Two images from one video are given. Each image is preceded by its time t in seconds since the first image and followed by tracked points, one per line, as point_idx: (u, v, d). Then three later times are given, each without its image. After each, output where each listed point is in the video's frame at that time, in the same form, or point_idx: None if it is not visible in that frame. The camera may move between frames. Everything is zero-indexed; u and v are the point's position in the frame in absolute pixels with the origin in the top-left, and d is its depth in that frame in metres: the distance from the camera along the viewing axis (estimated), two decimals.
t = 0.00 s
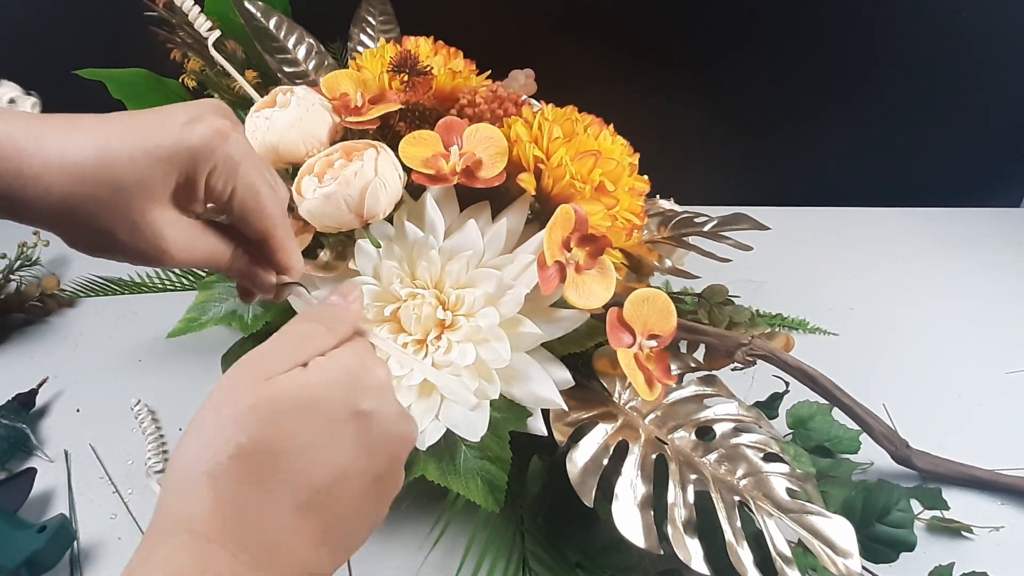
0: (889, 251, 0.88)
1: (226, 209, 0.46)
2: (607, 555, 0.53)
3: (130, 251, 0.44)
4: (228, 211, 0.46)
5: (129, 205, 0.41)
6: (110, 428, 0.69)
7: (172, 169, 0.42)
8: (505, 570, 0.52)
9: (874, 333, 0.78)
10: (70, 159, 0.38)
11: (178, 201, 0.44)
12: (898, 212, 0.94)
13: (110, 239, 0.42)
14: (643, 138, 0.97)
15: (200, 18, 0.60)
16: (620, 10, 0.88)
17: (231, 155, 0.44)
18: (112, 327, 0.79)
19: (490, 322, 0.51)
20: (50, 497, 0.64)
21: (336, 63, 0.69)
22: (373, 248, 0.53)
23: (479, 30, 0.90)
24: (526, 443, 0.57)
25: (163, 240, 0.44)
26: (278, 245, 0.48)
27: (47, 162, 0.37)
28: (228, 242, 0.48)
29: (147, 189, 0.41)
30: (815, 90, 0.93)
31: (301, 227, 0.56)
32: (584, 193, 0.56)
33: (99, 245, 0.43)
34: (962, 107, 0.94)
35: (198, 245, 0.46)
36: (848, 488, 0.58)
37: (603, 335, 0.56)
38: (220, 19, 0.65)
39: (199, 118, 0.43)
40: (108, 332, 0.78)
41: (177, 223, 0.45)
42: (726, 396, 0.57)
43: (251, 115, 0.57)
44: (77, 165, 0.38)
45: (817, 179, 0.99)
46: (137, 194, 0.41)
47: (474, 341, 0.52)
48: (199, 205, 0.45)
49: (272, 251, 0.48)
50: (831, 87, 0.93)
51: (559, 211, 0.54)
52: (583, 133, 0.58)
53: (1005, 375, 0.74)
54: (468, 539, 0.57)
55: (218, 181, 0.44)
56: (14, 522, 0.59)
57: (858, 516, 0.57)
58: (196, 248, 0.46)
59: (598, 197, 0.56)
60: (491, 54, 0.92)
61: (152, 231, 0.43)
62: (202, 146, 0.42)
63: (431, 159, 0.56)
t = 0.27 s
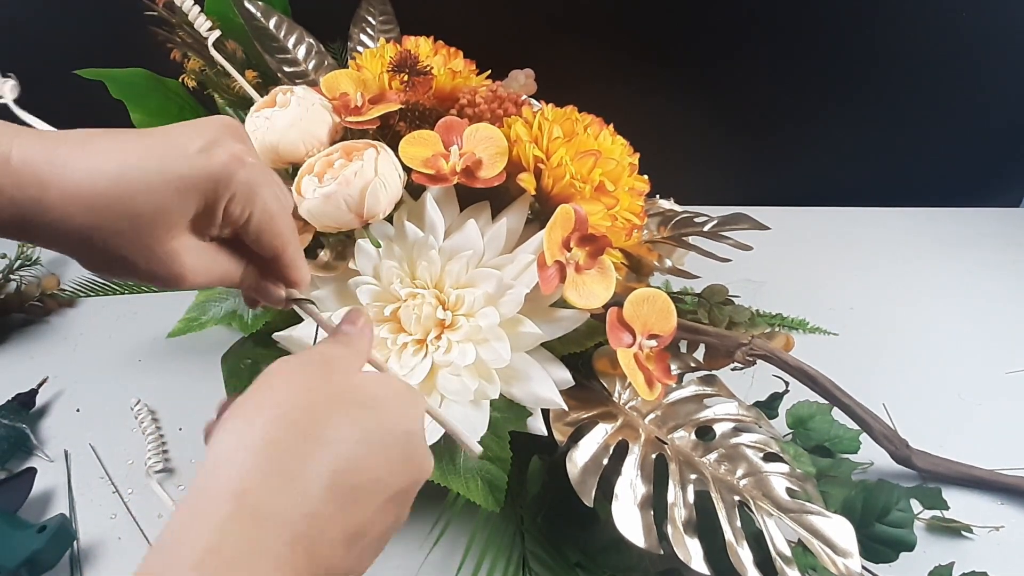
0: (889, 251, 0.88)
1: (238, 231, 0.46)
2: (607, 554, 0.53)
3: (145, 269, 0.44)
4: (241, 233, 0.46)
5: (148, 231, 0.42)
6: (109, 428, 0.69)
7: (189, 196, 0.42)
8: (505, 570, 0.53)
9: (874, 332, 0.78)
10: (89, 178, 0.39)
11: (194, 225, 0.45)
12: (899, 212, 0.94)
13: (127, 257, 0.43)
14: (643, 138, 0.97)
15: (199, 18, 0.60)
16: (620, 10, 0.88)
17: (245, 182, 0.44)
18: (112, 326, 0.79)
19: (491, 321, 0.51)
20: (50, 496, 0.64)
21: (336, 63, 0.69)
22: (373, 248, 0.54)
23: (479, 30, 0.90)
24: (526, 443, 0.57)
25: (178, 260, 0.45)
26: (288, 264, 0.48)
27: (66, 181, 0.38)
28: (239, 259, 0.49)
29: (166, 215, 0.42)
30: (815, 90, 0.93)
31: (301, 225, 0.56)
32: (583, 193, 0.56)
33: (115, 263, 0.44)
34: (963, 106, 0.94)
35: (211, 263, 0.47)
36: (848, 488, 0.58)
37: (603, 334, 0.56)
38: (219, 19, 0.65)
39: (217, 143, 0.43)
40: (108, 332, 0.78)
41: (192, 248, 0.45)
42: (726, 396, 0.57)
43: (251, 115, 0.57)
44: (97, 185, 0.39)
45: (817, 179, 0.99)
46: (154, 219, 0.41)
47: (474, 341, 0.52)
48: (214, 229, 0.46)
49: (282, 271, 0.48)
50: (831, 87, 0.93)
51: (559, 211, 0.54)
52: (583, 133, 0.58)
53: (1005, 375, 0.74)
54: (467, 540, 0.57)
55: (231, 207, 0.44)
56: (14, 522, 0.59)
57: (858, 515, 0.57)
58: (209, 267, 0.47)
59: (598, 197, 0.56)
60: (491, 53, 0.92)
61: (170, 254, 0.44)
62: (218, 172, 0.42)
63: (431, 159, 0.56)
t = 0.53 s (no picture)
0: (890, 251, 0.88)
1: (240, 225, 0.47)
2: (607, 554, 0.53)
3: (151, 260, 0.43)
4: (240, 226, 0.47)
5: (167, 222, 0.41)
6: (109, 428, 0.69)
7: (206, 192, 0.41)
8: (505, 570, 0.53)
9: (874, 332, 0.78)
10: (107, 168, 0.37)
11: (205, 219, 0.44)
12: (899, 212, 0.94)
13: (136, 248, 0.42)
14: (643, 138, 0.97)
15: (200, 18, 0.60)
16: (621, 10, 0.88)
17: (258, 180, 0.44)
18: (112, 326, 0.79)
19: (491, 321, 0.51)
20: (50, 497, 0.64)
21: (336, 63, 0.69)
22: (373, 248, 0.53)
23: (480, 30, 0.90)
24: (525, 443, 0.57)
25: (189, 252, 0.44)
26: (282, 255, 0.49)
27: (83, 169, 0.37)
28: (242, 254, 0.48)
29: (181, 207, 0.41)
30: (816, 91, 0.93)
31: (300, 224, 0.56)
32: (584, 193, 0.56)
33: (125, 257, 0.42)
34: (964, 106, 0.94)
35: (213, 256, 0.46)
36: (848, 488, 0.58)
37: (602, 334, 0.56)
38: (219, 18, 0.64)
39: (234, 140, 0.42)
40: (108, 332, 0.78)
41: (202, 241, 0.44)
42: (726, 396, 0.57)
43: (251, 115, 0.57)
44: (114, 174, 0.38)
45: (817, 179, 0.99)
46: (169, 212, 0.40)
47: (474, 340, 0.52)
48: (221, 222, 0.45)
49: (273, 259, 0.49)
50: (831, 88, 0.93)
51: (559, 211, 0.54)
52: (583, 132, 0.58)
53: (1005, 375, 0.74)
54: (467, 540, 0.57)
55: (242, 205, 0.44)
56: (14, 522, 0.59)
57: (858, 515, 0.57)
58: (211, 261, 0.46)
59: (598, 197, 0.56)
60: (491, 54, 0.92)
61: (181, 247, 0.43)
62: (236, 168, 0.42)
63: (431, 159, 0.56)
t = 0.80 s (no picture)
0: (890, 251, 0.88)
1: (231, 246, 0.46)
2: (607, 555, 0.53)
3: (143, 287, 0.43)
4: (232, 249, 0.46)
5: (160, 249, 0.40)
6: (109, 428, 0.69)
7: (195, 226, 0.40)
8: (505, 570, 0.53)
9: (874, 333, 0.78)
10: (95, 200, 0.36)
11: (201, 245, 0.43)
12: (899, 212, 0.94)
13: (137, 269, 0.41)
14: (643, 138, 0.97)
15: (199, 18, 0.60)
16: (621, 11, 0.88)
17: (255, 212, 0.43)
18: (112, 326, 0.79)
19: (490, 321, 0.51)
20: (50, 496, 0.64)
21: (336, 63, 0.69)
22: (373, 248, 0.53)
23: (480, 30, 0.90)
24: (525, 443, 0.57)
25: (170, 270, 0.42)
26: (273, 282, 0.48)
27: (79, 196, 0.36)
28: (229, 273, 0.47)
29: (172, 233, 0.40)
30: (816, 91, 0.93)
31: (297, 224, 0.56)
32: (584, 193, 0.56)
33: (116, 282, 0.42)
34: (964, 106, 0.94)
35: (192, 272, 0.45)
36: (848, 488, 0.58)
37: (602, 334, 0.56)
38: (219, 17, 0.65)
39: (230, 169, 0.41)
40: (108, 332, 0.78)
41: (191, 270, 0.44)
42: (726, 396, 0.57)
43: (251, 115, 0.57)
44: (100, 208, 0.37)
45: (817, 179, 0.99)
46: (158, 245, 0.40)
47: (474, 341, 0.51)
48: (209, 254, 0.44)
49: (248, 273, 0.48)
50: (831, 88, 0.93)
51: (559, 211, 0.54)
52: (583, 133, 0.58)
53: (1005, 375, 0.74)
54: (467, 539, 0.57)
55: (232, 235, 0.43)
56: (13, 522, 0.59)
57: (857, 515, 0.57)
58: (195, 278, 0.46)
59: (598, 197, 0.56)
60: (491, 54, 0.92)
61: (168, 278, 0.43)
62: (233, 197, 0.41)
63: (431, 159, 0.56)
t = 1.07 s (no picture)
0: (889, 251, 0.88)
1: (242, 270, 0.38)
2: (607, 555, 0.53)
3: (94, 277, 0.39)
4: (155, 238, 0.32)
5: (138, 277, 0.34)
6: (109, 428, 0.69)
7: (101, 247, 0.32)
8: (504, 569, 0.53)
9: (874, 333, 0.78)
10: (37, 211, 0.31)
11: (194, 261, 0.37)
12: (899, 212, 0.94)
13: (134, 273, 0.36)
14: (643, 139, 0.97)
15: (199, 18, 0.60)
16: (621, 11, 0.88)
17: (182, 239, 0.31)
18: (112, 326, 0.79)
19: (490, 322, 0.51)
20: (50, 497, 0.64)
21: (336, 63, 0.69)
22: (373, 248, 0.53)
23: (480, 30, 0.90)
24: (525, 443, 0.57)
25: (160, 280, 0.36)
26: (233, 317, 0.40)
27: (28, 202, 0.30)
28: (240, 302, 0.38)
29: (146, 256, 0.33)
30: (817, 91, 0.93)
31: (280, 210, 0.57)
32: (583, 193, 0.56)
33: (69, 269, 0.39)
34: (964, 106, 0.94)
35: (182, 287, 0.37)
36: (848, 488, 0.58)
37: (602, 335, 0.56)
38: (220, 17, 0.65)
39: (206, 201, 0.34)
40: (108, 332, 0.78)
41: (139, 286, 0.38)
42: (726, 396, 0.57)
43: (251, 115, 0.56)
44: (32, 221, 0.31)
45: (817, 179, 0.99)
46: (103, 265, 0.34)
47: (474, 341, 0.51)
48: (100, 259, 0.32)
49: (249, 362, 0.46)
50: (832, 88, 0.93)
51: (559, 211, 0.54)
52: (583, 132, 0.58)
53: (1006, 375, 0.74)
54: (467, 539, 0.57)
55: (170, 270, 0.33)
56: (13, 522, 0.59)
57: (857, 515, 0.57)
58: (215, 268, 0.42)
59: (598, 197, 0.56)
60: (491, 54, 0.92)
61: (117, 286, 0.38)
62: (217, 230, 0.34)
63: (431, 159, 0.56)
